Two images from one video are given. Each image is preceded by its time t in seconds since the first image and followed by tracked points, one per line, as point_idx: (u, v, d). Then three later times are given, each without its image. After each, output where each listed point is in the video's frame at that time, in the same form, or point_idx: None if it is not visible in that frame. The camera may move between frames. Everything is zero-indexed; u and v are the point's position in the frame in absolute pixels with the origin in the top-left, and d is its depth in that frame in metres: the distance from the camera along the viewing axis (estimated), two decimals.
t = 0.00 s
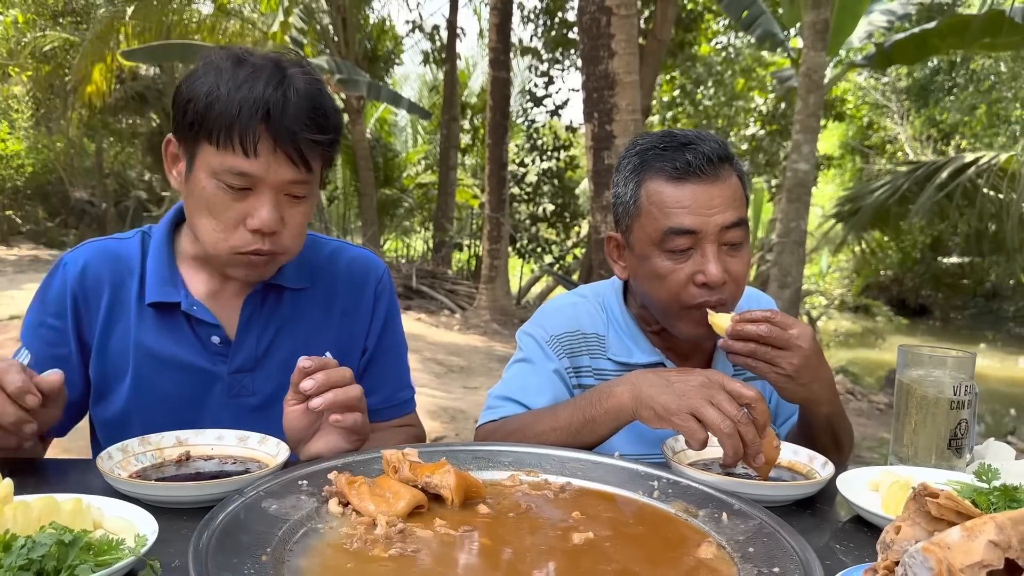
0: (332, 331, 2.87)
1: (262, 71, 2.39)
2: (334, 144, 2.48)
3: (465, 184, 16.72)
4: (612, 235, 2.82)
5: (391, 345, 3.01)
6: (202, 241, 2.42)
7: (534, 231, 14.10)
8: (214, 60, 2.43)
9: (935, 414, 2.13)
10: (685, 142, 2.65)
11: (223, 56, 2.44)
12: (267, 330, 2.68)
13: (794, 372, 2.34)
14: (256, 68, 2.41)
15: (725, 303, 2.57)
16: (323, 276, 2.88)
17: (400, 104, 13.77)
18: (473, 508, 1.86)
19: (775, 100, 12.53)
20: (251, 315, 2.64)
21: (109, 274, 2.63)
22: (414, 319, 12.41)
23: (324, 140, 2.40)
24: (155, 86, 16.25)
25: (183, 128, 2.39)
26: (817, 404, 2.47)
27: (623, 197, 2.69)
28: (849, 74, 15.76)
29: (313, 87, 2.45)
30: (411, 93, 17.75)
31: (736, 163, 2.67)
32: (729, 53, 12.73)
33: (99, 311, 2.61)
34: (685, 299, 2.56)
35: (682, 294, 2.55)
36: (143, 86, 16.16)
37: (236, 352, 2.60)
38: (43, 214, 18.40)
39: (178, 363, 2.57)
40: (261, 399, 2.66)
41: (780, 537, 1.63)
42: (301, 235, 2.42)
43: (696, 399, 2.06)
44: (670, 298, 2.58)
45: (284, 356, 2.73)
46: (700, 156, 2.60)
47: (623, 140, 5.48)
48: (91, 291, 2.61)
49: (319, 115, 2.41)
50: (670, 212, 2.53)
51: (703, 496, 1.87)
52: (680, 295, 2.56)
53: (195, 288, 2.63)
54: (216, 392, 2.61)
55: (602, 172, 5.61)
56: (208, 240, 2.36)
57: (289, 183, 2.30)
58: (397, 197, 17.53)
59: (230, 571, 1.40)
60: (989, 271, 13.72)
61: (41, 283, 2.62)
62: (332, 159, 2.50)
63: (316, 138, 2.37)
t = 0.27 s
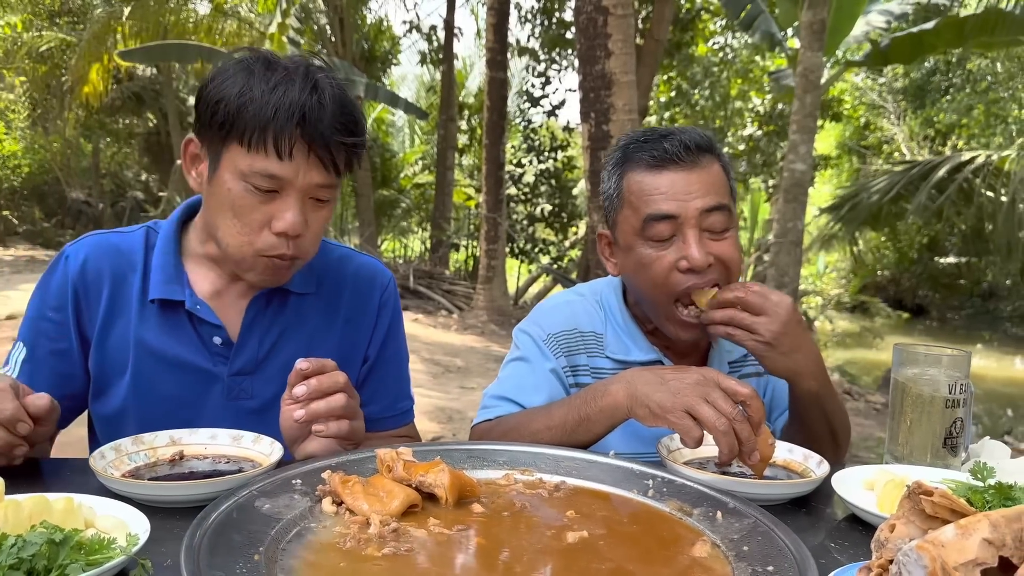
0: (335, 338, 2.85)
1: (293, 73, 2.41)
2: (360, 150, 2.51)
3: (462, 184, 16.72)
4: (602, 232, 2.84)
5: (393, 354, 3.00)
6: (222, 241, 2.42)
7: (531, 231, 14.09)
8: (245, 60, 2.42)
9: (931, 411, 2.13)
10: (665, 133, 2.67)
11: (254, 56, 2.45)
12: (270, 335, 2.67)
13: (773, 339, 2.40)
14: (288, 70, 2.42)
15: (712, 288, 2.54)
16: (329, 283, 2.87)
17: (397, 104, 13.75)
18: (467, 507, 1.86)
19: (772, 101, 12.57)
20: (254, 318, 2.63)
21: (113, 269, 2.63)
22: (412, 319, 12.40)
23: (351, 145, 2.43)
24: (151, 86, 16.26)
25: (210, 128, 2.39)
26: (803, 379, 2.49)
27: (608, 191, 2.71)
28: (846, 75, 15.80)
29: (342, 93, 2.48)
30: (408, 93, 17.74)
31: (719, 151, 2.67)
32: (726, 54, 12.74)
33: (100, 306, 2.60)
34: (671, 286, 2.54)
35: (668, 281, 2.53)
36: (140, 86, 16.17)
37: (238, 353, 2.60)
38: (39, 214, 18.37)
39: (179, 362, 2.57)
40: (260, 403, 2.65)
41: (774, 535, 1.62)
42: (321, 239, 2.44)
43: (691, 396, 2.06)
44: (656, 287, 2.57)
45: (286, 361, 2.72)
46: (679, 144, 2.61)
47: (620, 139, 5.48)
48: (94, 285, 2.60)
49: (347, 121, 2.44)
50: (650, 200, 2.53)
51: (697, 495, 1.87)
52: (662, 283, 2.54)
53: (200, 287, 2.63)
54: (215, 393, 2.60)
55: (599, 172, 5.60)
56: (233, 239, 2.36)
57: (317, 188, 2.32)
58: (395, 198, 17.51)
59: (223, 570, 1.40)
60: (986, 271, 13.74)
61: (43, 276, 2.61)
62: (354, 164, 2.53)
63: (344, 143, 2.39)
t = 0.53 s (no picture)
0: (331, 345, 2.84)
1: (296, 77, 2.42)
2: (362, 155, 2.50)
3: (459, 185, 16.73)
4: (595, 232, 2.83)
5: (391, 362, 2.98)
6: (220, 243, 2.41)
7: (528, 232, 14.08)
8: (249, 64, 2.45)
9: (924, 413, 2.12)
10: (660, 137, 2.67)
11: (260, 60, 2.47)
12: (266, 340, 2.66)
13: (802, 317, 2.39)
14: (291, 74, 2.43)
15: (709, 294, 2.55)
16: (327, 290, 2.86)
17: (394, 103, 13.73)
18: (460, 509, 1.85)
19: (769, 102, 12.58)
20: (251, 323, 2.62)
21: (111, 269, 2.63)
22: (409, 319, 12.39)
23: (352, 149, 2.42)
24: (148, 86, 16.26)
25: (213, 130, 2.39)
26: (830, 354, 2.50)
27: (603, 193, 2.69)
28: (843, 76, 15.85)
29: (346, 99, 2.48)
30: (405, 94, 17.73)
31: (712, 156, 2.68)
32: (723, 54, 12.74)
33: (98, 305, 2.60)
34: (668, 293, 2.54)
35: (665, 288, 2.53)
36: (137, 86, 16.19)
37: (232, 358, 2.58)
38: (34, 215, 18.32)
39: (174, 363, 2.56)
40: (255, 408, 2.63)
41: (766, 538, 1.62)
42: (321, 243, 2.42)
43: (683, 396, 2.06)
44: (653, 293, 2.57)
45: (281, 367, 2.70)
46: (675, 150, 2.60)
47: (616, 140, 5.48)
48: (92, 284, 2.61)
49: (350, 125, 2.44)
50: (647, 207, 2.53)
51: (690, 496, 1.87)
52: (662, 289, 2.54)
53: (198, 289, 2.63)
54: (209, 397, 2.58)
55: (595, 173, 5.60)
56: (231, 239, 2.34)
57: (318, 191, 2.31)
58: (392, 198, 17.47)
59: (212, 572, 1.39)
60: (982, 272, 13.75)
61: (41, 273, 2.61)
62: (356, 171, 2.52)
63: (346, 147, 2.39)
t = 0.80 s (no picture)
0: (340, 349, 2.83)
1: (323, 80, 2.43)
2: (383, 160, 2.50)
3: (456, 185, 16.75)
4: (617, 242, 2.70)
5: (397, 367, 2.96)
6: (239, 240, 2.42)
7: (526, 232, 14.09)
8: (278, 67, 2.46)
9: (920, 413, 2.13)
10: (691, 147, 2.69)
11: (288, 62, 2.48)
12: (275, 341, 2.66)
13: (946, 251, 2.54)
14: (319, 79, 2.44)
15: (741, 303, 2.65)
16: (338, 293, 2.85)
17: (391, 103, 13.73)
18: (457, 509, 1.85)
19: (766, 102, 12.63)
20: (262, 323, 2.64)
21: (127, 258, 2.63)
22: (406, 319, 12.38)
23: (374, 154, 2.42)
24: (145, 86, 16.28)
25: (238, 128, 2.40)
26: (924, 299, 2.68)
27: (637, 205, 2.63)
28: (839, 76, 15.89)
29: (371, 103, 2.49)
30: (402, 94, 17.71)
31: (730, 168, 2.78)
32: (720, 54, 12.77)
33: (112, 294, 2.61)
34: (710, 304, 2.58)
35: (708, 299, 2.57)
36: (133, 86, 16.25)
37: (242, 357, 2.59)
38: (30, 215, 18.26)
39: (185, 358, 2.57)
40: (259, 408, 2.62)
41: (764, 538, 1.62)
42: (338, 246, 2.43)
43: (682, 391, 2.06)
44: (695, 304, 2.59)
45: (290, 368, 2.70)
46: (712, 162, 2.65)
47: (613, 140, 5.47)
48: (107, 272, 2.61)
49: (373, 130, 2.44)
50: (697, 220, 2.53)
51: (688, 496, 1.87)
52: (705, 301, 2.57)
53: (213, 286, 2.65)
54: (216, 394, 2.58)
55: (592, 173, 5.59)
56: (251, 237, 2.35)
57: (338, 194, 2.32)
58: (389, 198, 17.46)
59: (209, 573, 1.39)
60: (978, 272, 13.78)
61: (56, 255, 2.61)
62: (377, 175, 2.52)
63: (368, 152, 2.39)
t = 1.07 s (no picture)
0: (347, 349, 2.84)
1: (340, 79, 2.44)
2: (395, 161, 2.50)
3: (454, 184, 16.75)
4: (629, 238, 2.71)
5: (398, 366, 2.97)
6: (250, 233, 2.42)
7: (523, 232, 14.09)
8: (296, 66, 2.48)
9: (917, 414, 2.13)
10: (706, 144, 2.69)
11: (307, 61, 2.49)
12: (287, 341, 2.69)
13: None
14: (337, 79, 2.46)
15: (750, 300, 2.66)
16: (345, 293, 2.88)
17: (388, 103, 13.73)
18: (453, 510, 1.85)
19: (762, 102, 12.65)
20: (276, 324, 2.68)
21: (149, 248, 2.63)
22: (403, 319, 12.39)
23: (388, 154, 2.42)
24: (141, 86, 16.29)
25: (255, 124, 2.41)
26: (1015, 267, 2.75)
27: (652, 201, 2.63)
28: (836, 76, 15.91)
29: (386, 105, 2.50)
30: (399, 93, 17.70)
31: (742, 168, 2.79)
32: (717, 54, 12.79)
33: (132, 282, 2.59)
34: (721, 301, 2.59)
35: (719, 296, 2.58)
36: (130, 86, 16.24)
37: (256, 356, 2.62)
38: (27, 215, 18.21)
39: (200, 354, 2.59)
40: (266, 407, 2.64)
41: (759, 538, 1.63)
42: (348, 243, 2.43)
43: (680, 388, 2.07)
44: (707, 301, 2.59)
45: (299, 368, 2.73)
46: (727, 159, 2.65)
47: (611, 140, 5.47)
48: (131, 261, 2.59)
49: (387, 130, 2.44)
50: (711, 216, 2.53)
51: (686, 497, 1.87)
52: (717, 297, 2.57)
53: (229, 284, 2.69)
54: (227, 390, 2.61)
55: (590, 173, 5.59)
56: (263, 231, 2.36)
57: (350, 191, 2.32)
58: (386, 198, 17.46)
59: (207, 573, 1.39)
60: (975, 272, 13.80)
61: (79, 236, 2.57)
62: (388, 176, 2.52)
63: (382, 150, 2.39)
